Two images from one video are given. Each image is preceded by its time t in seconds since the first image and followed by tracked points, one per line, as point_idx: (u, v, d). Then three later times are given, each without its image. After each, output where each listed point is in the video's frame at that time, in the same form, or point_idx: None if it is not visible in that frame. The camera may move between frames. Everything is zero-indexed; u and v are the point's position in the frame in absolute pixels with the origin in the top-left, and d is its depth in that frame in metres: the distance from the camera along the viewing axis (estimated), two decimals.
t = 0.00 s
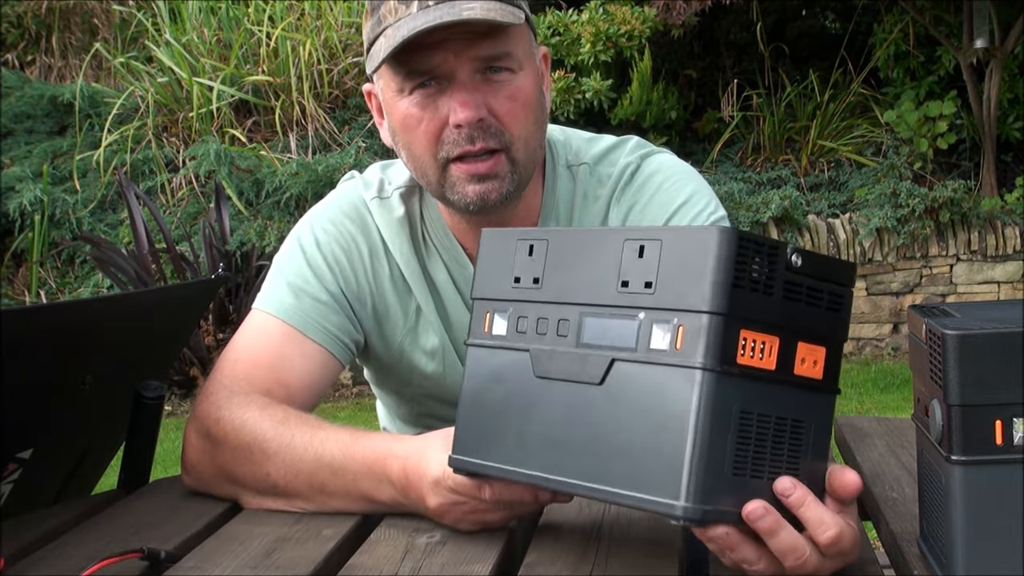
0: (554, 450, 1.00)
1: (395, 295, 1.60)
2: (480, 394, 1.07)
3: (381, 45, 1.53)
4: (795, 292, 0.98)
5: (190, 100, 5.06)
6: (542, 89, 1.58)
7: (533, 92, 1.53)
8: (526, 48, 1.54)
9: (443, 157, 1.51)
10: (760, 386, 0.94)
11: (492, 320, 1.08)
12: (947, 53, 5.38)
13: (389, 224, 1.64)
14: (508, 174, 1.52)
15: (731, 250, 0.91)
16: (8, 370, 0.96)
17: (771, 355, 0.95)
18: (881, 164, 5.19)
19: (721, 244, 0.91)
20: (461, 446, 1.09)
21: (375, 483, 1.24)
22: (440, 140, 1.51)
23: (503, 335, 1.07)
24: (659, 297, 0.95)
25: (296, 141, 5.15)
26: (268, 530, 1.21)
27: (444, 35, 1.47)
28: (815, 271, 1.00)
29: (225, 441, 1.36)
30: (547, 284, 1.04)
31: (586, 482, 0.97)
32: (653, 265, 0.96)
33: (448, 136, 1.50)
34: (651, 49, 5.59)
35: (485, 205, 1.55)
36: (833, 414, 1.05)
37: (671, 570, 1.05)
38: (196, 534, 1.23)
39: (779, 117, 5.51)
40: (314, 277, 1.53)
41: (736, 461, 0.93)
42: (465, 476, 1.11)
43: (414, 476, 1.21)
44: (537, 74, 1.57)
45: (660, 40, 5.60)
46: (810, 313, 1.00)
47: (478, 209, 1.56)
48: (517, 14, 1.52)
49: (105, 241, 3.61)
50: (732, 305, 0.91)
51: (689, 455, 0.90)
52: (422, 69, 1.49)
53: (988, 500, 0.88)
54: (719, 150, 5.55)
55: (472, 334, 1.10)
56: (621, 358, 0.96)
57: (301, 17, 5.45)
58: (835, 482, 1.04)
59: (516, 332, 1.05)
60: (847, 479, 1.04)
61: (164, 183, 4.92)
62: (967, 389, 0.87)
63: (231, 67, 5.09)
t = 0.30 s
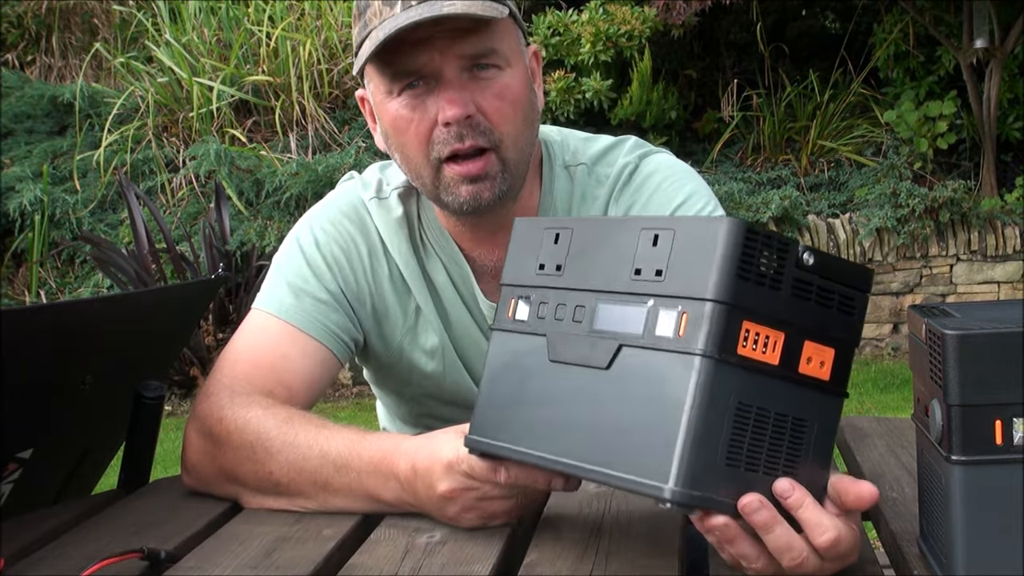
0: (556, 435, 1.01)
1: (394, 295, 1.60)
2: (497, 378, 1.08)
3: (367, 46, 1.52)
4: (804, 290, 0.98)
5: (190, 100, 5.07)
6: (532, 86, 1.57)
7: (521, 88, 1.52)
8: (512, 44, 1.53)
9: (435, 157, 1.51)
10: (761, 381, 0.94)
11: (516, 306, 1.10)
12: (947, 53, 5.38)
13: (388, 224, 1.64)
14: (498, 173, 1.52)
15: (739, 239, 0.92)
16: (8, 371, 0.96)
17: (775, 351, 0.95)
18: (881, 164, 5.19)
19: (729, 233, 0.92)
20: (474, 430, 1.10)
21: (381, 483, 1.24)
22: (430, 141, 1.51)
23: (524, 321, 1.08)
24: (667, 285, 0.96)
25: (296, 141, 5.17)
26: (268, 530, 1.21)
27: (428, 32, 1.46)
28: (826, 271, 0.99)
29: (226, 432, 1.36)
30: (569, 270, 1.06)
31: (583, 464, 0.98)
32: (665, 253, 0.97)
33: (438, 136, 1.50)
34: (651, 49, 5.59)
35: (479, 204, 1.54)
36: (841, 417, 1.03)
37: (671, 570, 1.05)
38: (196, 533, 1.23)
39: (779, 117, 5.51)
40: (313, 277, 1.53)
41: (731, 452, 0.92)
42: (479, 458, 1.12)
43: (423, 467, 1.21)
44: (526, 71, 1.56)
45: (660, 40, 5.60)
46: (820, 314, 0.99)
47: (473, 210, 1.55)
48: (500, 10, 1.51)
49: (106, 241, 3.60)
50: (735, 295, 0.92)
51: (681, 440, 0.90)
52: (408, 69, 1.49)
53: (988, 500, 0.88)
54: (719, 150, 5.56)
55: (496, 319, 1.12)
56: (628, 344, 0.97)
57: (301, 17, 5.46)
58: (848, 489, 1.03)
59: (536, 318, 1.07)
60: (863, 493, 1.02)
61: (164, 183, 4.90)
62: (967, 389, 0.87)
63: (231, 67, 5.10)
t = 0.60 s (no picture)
0: (556, 431, 1.02)
1: (393, 294, 1.60)
2: (503, 373, 1.10)
3: (361, 54, 1.52)
4: (800, 294, 0.97)
5: (190, 100, 5.07)
6: (526, 91, 1.56)
7: (516, 93, 1.51)
8: (505, 48, 1.52)
9: (431, 165, 1.51)
10: (753, 383, 0.94)
11: (525, 301, 1.11)
12: (947, 53, 5.38)
13: (385, 223, 1.64)
14: (493, 181, 1.51)
15: (731, 242, 0.92)
16: (7, 371, 0.96)
17: (768, 353, 0.94)
18: (881, 164, 5.20)
19: (721, 234, 0.92)
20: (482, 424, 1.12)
21: (381, 484, 1.24)
22: (427, 148, 1.50)
23: (531, 315, 1.09)
24: (662, 285, 0.96)
25: (296, 141, 5.17)
26: (268, 530, 1.21)
27: (422, 39, 1.45)
28: (823, 275, 0.98)
29: (223, 430, 1.36)
30: (574, 267, 1.07)
31: (579, 461, 0.99)
32: (662, 253, 0.97)
33: (434, 143, 1.49)
34: (651, 49, 5.59)
35: (476, 211, 1.54)
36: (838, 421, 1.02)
37: (672, 570, 1.05)
38: (196, 534, 1.23)
39: (779, 117, 5.51)
40: (312, 276, 1.53)
41: (719, 455, 0.92)
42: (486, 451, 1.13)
43: (427, 468, 1.20)
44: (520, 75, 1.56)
45: (660, 40, 5.60)
46: (818, 317, 0.98)
47: (470, 216, 1.55)
48: (494, 15, 1.50)
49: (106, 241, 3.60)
50: (726, 297, 0.91)
51: (669, 440, 0.90)
52: (402, 76, 1.47)
53: (988, 500, 0.88)
54: (719, 150, 5.55)
55: (506, 313, 1.13)
56: (625, 343, 0.98)
57: (301, 17, 5.47)
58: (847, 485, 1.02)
59: (542, 314, 1.08)
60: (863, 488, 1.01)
61: (164, 183, 4.90)
62: (967, 389, 0.87)
63: (231, 67, 5.11)
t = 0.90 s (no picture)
0: (557, 429, 1.03)
1: (390, 293, 1.60)
2: (517, 369, 1.12)
3: (327, 91, 1.44)
4: (779, 300, 0.94)
5: (190, 100, 5.08)
6: (496, 79, 1.47)
7: (488, 87, 1.43)
8: (466, 46, 1.44)
9: (423, 181, 1.43)
10: (728, 390, 0.92)
11: (535, 297, 1.11)
12: (947, 53, 5.38)
13: (382, 223, 1.63)
14: (488, 175, 1.45)
15: (702, 252, 0.89)
16: (7, 372, 0.96)
17: (746, 360, 0.93)
18: (881, 164, 5.20)
19: (693, 245, 0.89)
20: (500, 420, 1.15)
21: (386, 482, 1.24)
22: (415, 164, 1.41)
23: (537, 312, 1.10)
24: (641, 292, 0.94)
25: (296, 141, 5.15)
26: (268, 530, 1.21)
27: (380, 64, 1.36)
28: (805, 279, 0.94)
29: (216, 432, 1.37)
30: (572, 266, 1.05)
31: (571, 462, 1.00)
32: (641, 259, 0.95)
33: (420, 160, 1.41)
34: (651, 49, 5.59)
35: (476, 208, 1.47)
36: (826, 424, 0.99)
37: (671, 570, 1.05)
38: (196, 534, 1.23)
39: (779, 117, 5.51)
40: (311, 275, 1.53)
41: (692, 462, 0.92)
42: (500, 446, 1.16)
43: (438, 464, 1.21)
44: (488, 68, 1.47)
45: (660, 40, 5.60)
46: (799, 323, 0.95)
47: (473, 214, 1.48)
48: (444, 17, 1.41)
49: (105, 240, 3.60)
50: (697, 307, 0.90)
51: (641, 450, 0.91)
52: (371, 104, 1.39)
53: (988, 500, 0.88)
54: (719, 150, 5.55)
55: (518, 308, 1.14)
56: (609, 348, 0.97)
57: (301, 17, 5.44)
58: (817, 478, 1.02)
59: (546, 311, 1.08)
60: (828, 466, 1.02)
61: (164, 183, 4.93)
62: (967, 389, 0.87)
63: (231, 67, 5.11)
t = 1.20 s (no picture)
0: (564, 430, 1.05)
1: (388, 290, 1.60)
2: (537, 366, 1.14)
3: (316, 112, 1.44)
4: (760, 306, 0.92)
5: (190, 99, 5.08)
6: (482, 83, 1.47)
7: (475, 92, 1.42)
8: (450, 54, 1.43)
9: (414, 191, 1.42)
10: (708, 396, 0.92)
11: (551, 296, 1.12)
12: (947, 53, 5.38)
13: (378, 220, 1.63)
14: (480, 178, 1.45)
15: (673, 261, 0.88)
16: (7, 372, 0.96)
17: (726, 366, 0.92)
18: (881, 164, 5.19)
19: (666, 254, 0.88)
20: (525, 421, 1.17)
21: (403, 477, 1.25)
22: (406, 175, 1.40)
23: (552, 310, 1.11)
24: (624, 298, 0.94)
25: (296, 141, 5.09)
26: (268, 530, 1.21)
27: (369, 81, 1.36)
28: (787, 281, 0.92)
29: (215, 436, 1.38)
30: (577, 266, 1.06)
31: (572, 462, 1.02)
32: (625, 265, 0.94)
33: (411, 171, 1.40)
34: (651, 49, 5.59)
35: (471, 211, 1.46)
36: (817, 425, 0.97)
37: (671, 570, 1.05)
38: (196, 534, 1.23)
39: (779, 117, 5.51)
40: (308, 273, 1.53)
41: (672, 467, 0.93)
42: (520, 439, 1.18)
43: (459, 459, 1.21)
44: (473, 73, 1.46)
45: (660, 40, 5.59)
46: (783, 327, 0.93)
47: (467, 218, 1.47)
48: (426, 27, 1.41)
49: (104, 240, 3.60)
50: (672, 315, 0.89)
51: (619, 457, 0.92)
52: (361, 121, 1.38)
53: (989, 500, 0.88)
54: (719, 150, 5.54)
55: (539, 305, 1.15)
56: (600, 352, 0.98)
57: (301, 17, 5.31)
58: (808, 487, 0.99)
59: (557, 311, 1.09)
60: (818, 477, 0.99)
61: (163, 183, 4.95)
62: (966, 389, 0.87)
63: (231, 67, 5.09)
